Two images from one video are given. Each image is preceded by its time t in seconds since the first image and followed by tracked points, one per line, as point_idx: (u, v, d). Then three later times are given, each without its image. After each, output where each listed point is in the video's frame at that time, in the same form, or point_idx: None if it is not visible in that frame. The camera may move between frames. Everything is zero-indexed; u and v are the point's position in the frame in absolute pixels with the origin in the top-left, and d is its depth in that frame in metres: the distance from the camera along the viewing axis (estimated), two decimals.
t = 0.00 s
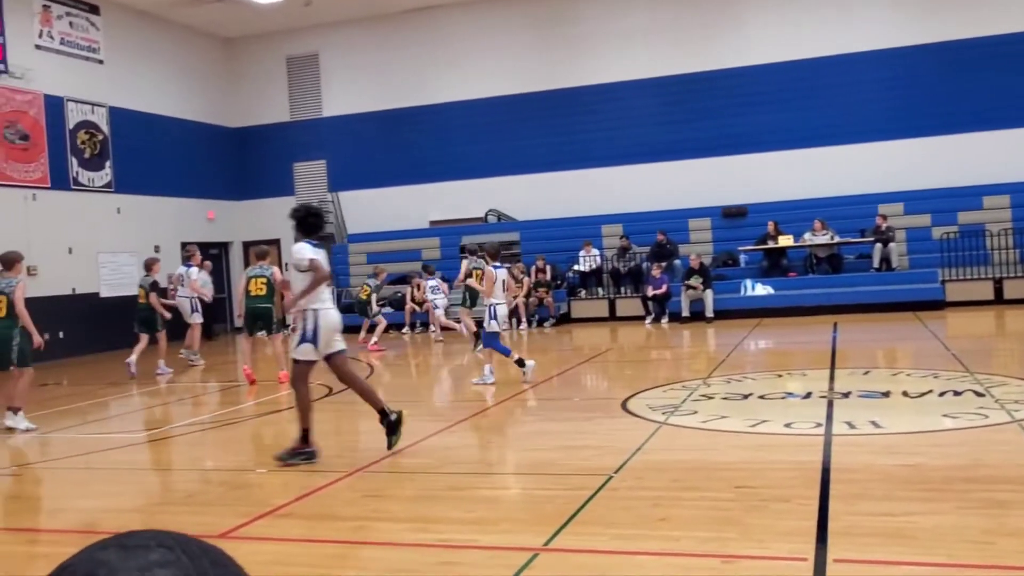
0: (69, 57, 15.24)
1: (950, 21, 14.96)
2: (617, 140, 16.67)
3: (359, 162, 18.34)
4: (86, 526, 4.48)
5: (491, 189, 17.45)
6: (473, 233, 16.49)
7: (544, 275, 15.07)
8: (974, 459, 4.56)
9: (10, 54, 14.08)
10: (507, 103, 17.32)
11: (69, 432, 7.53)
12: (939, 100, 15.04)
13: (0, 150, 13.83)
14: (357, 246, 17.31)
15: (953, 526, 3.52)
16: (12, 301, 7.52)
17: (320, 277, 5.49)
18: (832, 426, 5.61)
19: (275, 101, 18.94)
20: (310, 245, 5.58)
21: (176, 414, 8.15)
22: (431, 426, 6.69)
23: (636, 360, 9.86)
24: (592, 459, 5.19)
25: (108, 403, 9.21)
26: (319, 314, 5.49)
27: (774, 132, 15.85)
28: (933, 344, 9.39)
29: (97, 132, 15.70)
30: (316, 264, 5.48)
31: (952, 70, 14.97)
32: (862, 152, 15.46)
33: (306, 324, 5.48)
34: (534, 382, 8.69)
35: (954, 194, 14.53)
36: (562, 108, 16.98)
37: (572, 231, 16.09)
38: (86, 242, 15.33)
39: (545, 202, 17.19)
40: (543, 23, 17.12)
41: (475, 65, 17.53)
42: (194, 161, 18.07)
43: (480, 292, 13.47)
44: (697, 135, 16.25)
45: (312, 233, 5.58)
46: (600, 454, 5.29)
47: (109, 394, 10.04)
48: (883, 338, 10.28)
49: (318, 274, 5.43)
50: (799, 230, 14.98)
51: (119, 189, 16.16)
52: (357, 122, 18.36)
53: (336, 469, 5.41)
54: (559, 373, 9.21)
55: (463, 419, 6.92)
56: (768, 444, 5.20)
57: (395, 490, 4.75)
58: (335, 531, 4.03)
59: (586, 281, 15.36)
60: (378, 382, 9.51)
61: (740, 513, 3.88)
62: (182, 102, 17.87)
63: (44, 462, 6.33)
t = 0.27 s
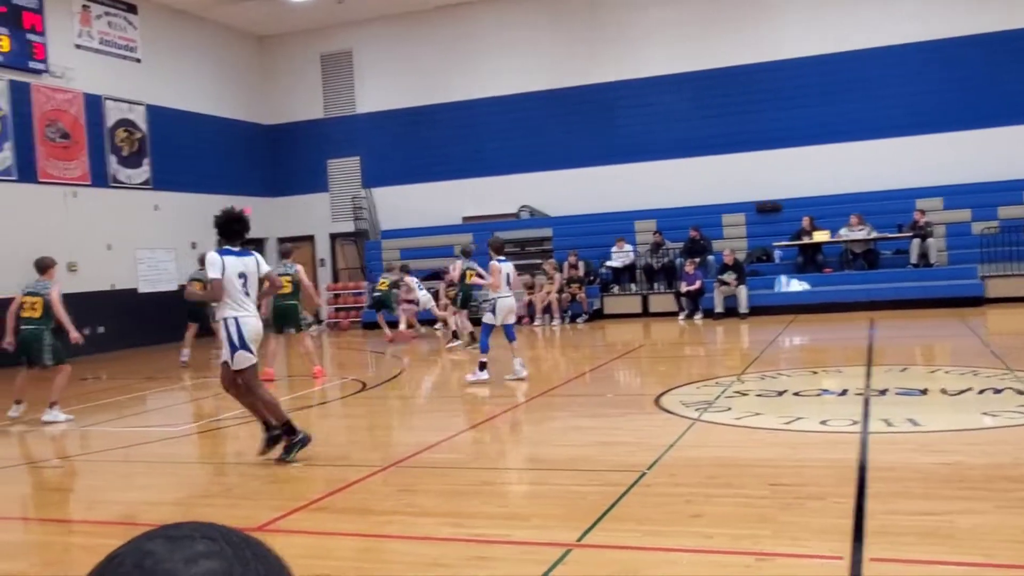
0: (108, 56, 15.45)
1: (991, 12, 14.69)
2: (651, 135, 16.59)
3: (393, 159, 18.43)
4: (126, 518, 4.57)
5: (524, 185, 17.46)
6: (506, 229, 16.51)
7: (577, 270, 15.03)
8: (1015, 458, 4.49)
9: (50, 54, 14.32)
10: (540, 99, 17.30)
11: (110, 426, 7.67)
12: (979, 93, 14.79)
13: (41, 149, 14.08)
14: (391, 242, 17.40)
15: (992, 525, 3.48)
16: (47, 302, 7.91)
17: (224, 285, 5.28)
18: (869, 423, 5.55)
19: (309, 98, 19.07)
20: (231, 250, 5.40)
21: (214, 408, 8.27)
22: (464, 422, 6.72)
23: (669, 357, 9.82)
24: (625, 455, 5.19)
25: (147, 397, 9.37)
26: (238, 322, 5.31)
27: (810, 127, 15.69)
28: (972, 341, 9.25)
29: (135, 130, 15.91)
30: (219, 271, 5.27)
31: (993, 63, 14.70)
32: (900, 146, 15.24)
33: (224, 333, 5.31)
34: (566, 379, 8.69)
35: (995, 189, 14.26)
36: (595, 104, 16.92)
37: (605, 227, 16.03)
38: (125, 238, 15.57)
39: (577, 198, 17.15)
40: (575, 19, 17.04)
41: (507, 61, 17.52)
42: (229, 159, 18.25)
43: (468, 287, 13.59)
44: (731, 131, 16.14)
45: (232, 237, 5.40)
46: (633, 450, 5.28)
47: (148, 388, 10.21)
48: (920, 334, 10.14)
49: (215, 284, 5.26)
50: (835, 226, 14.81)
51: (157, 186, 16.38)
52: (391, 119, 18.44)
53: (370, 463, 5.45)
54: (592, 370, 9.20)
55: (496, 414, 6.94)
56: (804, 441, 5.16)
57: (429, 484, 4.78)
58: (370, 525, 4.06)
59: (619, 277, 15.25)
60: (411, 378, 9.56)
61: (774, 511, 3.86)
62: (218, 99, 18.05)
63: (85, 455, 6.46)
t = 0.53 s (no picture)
0: (162, 56, 15.74)
1: None
2: (699, 130, 16.45)
3: (440, 155, 18.51)
4: (179, 510, 4.66)
5: (571, 180, 17.44)
6: (553, 225, 16.51)
7: (624, 267, 14.97)
8: None
9: (106, 55, 14.63)
10: (586, 94, 17.25)
11: (164, 419, 7.83)
12: None
13: (97, 148, 14.40)
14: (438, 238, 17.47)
15: None
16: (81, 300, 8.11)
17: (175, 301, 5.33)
18: (922, 422, 5.45)
19: (357, 96, 19.24)
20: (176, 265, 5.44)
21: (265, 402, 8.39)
22: (511, 418, 6.73)
23: (716, 353, 9.74)
24: (673, 452, 5.15)
25: (200, 391, 9.55)
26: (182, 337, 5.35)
27: (861, 121, 15.43)
28: None
29: (188, 129, 16.19)
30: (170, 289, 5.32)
31: None
32: (955, 139, 14.90)
33: (169, 349, 5.34)
34: (613, 375, 8.67)
35: None
36: (642, 98, 16.81)
37: (652, 223, 15.92)
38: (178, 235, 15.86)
39: (624, 194, 17.09)
40: (621, 13, 16.95)
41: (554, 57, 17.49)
42: (279, 156, 18.48)
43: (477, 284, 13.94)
44: (780, 125, 15.95)
45: (176, 254, 5.43)
46: (681, 447, 5.25)
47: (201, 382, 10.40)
48: (976, 332, 9.92)
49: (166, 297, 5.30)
50: (888, 221, 14.54)
51: (208, 184, 16.65)
52: (438, 116, 18.52)
53: (417, 458, 5.49)
54: (639, 366, 9.16)
55: (543, 410, 6.94)
56: (856, 440, 5.08)
57: (476, 480, 4.80)
58: (418, 520, 4.10)
59: (666, 273, 15.19)
60: (458, 374, 9.61)
61: (825, 510, 3.81)
62: (268, 97, 18.28)
63: (141, 447, 6.60)
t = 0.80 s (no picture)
0: (218, 61, 16.02)
1: None
2: (752, 128, 16.26)
3: (491, 156, 18.56)
4: (236, 507, 4.74)
5: (622, 180, 17.37)
6: (604, 225, 16.47)
7: (676, 266, 14.82)
8: None
9: (164, 60, 14.94)
10: (637, 94, 17.16)
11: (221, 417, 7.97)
12: None
13: (156, 151, 14.71)
14: (488, 238, 17.50)
15: None
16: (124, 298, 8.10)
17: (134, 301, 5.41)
18: (984, 425, 5.32)
19: (409, 97, 19.37)
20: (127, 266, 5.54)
21: (319, 401, 8.50)
22: (563, 418, 6.73)
23: (770, 353, 9.62)
24: (727, 453, 5.10)
25: (255, 390, 9.70)
26: (137, 335, 5.44)
27: (919, 117, 15.07)
28: None
29: (243, 131, 16.45)
30: (126, 292, 5.38)
31: None
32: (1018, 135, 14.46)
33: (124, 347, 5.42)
34: (664, 375, 8.62)
35: None
36: (694, 96, 16.67)
37: (703, 222, 15.77)
38: (234, 236, 16.13)
39: (676, 193, 16.96)
40: (673, 11, 16.81)
41: (604, 56, 17.42)
42: (332, 158, 18.69)
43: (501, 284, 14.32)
44: (835, 122, 15.69)
45: (123, 256, 5.53)
46: (735, 449, 5.20)
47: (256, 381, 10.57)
48: None
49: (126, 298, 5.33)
50: (947, 219, 14.19)
51: (263, 186, 16.90)
52: (489, 117, 18.57)
53: (470, 458, 5.52)
54: (691, 366, 9.08)
55: (596, 411, 6.92)
56: (915, 443, 4.99)
57: (529, 480, 4.81)
58: (471, 519, 4.11)
59: (718, 273, 15.05)
60: (508, 374, 9.62)
61: (884, 514, 3.75)
62: (321, 100, 18.50)
63: (198, 445, 6.72)
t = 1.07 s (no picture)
0: (273, 62, 16.26)
1: None
2: (809, 122, 16.02)
3: (543, 153, 18.56)
4: (294, 500, 4.82)
5: (674, 176, 17.25)
6: (656, 222, 16.38)
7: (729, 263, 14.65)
8: None
9: (222, 62, 15.22)
10: (690, 89, 17.03)
11: (278, 413, 8.10)
12: None
13: (214, 151, 14.99)
14: (539, 236, 17.50)
15: None
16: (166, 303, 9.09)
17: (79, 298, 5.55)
18: None
19: (461, 96, 19.45)
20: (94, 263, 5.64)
21: (374, 397, 8.59)
22: (616, 415, 6.72)
23: (825, 351, 9.49)
24: (782, 451, 5.05)
25: (311, 386, 9.84)
26: (94, 332, 5.57)
27: (981, 109, 14.70)
28: None
29: (299, 131, 16.68)
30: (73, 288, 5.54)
31: None
32: None
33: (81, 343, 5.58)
34: (717, 373, 8.55)
35: None
36: (748, 91, 16.48)
37: (758, 218, 15.59)
38: (289, 234, 16.37)
39: (729, 188, 16.80)
40: (726, 6, 16.63)
41: (657, 51, 17.29)
42: (385, 156, 18.86)
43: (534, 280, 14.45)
44: (894, 116, 15.38)
45: (94, 255, 5.62)
46: (790, 447, 5.14)
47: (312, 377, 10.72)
48: None
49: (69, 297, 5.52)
50: (1010, 214, 13.82)
51: (318, 184, 17.12)
52: (541, 114, 18.57)
53: (523, 454, 5.54)
54: (745, 364, 9.00)
55: (648, 408, 6.90)
56: (978, 442, 4.88)
57: (582, 476, 4.81)
58: (525, 515, 4.13)
59: (772, 269, 14.89)
60: (560, 371, 9.62)
61: (945, 514, 3.68)
62: (374, 99, 18.68)
63: (256, 439, 6.85)
